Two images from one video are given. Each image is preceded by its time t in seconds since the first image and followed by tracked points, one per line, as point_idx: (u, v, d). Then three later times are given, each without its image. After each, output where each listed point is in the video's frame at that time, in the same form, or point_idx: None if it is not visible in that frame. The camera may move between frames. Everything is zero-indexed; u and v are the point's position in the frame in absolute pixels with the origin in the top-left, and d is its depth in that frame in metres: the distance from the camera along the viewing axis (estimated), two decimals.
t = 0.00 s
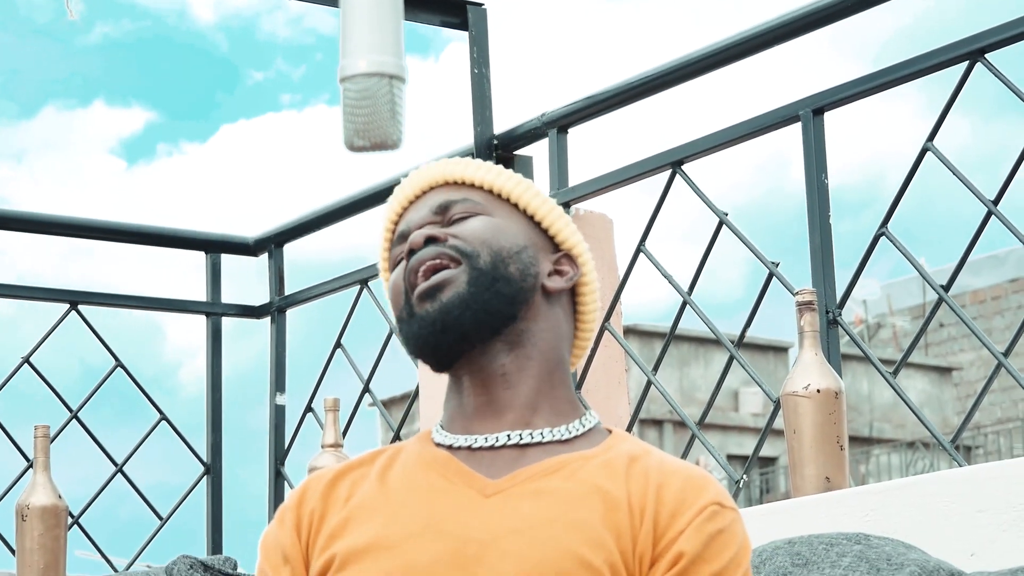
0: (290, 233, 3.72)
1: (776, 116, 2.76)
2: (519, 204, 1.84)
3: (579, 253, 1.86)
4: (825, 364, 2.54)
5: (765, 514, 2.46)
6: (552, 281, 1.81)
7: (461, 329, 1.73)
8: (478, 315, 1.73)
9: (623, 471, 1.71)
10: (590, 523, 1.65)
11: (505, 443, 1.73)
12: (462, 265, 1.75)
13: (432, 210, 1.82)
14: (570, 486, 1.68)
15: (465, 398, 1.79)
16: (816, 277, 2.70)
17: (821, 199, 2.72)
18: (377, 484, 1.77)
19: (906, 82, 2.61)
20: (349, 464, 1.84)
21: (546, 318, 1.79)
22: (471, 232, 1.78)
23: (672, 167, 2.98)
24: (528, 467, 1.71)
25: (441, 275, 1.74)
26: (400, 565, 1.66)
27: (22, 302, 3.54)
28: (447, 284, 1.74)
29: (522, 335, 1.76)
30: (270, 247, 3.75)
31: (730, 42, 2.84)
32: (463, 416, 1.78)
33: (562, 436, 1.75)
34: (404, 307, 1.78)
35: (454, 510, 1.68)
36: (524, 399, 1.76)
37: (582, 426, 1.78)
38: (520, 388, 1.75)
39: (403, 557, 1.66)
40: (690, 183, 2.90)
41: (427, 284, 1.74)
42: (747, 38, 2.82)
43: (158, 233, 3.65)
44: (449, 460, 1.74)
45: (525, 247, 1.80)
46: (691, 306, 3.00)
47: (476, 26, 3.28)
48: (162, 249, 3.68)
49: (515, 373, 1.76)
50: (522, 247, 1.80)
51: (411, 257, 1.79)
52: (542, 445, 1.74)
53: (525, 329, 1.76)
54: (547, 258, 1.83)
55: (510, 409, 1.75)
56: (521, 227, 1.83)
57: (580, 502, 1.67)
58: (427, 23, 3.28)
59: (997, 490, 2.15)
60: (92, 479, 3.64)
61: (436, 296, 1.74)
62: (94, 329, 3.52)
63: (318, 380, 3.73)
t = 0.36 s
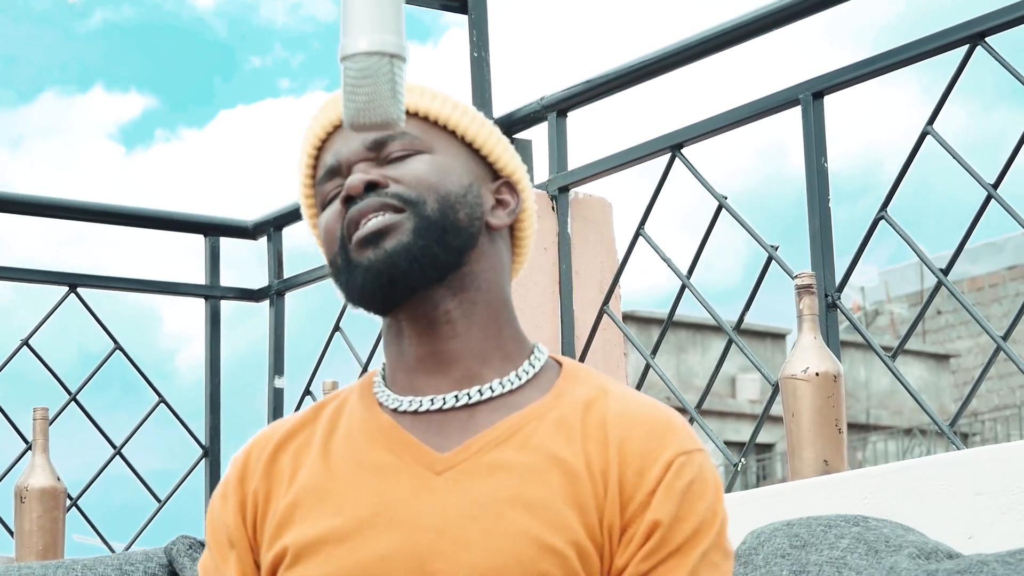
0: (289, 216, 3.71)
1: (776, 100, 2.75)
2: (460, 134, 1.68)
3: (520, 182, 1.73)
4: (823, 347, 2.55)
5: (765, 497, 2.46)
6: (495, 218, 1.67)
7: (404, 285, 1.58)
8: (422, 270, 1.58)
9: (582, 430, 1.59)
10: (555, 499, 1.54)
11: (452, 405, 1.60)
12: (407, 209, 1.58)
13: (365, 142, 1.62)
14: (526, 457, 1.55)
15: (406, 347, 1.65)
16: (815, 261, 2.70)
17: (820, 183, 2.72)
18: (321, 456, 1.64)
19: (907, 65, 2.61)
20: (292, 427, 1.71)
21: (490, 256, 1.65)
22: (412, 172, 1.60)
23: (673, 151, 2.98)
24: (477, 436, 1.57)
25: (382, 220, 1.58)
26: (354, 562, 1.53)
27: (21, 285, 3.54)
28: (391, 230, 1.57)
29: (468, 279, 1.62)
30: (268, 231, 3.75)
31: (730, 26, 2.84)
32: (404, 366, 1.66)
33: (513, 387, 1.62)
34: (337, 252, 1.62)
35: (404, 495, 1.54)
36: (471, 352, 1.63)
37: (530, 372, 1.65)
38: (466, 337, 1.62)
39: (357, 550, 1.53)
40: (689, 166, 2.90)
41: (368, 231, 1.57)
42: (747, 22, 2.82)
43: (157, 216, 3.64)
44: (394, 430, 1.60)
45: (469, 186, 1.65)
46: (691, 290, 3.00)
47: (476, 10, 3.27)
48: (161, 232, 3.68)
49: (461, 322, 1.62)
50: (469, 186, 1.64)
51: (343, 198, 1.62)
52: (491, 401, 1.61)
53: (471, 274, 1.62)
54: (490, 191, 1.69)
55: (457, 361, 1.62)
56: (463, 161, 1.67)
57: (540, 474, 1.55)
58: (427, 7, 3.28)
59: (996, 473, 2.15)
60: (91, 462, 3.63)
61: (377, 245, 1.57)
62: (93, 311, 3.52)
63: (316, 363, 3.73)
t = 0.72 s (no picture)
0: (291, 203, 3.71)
1: (778, 84, 2.75)
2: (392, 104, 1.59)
3: (454, 150, 1.67)
4: (826, 332, 2.55)
5: (769, 481, 2.47)
6: (439, 196, 1.59)
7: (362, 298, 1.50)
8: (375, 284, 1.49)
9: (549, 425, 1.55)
10: (534, 504, 1.50)
11: (416, 411, 1.55)
12: (358, 213, 1.49)
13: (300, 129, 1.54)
14: (497, 466, 1.51)
15: (354, 342, 1.58)
16: (818, 246, 2.70)
17: (823, 168, 2.71)
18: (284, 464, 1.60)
19: (909, 50, 2.61)
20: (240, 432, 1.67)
21: (437, 238, 1.57)
22: (356, 166, 1.51)
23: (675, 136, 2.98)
24: (444, 447, 1.52)
25: (332, 237, 1.49)
26: None
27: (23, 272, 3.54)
28: (345, 239, 1.49)
29: (422, 276, 1.54)
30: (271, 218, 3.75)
31: (732, 11, 2.83)
32: (355, 362, 1.60)
33: (474, 374, 1.57)
34: (285, 257, 1.53)
35: (378, 514, 1.50)
36: (426, 348, 1.56)
37: (488, 352, 1.60)
38: (423, 333, 1.55)
39: None
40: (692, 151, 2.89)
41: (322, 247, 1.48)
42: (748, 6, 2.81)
43: (159, 202, 3.64)
44: (357, 440, 1.56)
45: (413, 169, 1.56)
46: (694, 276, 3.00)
47: None
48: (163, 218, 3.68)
49: (417, 319, 1.55)
50: (410, 168, 1.55)
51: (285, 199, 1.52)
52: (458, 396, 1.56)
53: (425, 265, 1.54)
54: (428, 163, 1.61)
55: (414, 362, 1.56)
56: (400, 133, 1.58)
57: (515, 483, 1.50)
58: None
59: (1000, 457, 2.15)
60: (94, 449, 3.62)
61: (335, 261, 1.49)
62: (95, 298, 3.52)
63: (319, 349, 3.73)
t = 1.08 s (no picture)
0: (297, 195, 3.71)
1: (785, 75, 2.75)
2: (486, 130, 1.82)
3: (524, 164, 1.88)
4: (833, 323, 2.54)
5: (777, 473, 2.46)
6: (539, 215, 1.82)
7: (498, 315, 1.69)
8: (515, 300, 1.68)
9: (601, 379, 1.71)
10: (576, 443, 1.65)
11: (497, 385, 1.72)
12: (497, 237, 1.69)
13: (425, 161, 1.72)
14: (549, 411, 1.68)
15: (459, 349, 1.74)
16: (825, 236, 2.70)
17: (830, 158, 2.71)
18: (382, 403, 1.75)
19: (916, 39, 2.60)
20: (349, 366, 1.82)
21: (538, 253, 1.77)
22: (484, 192, 1.70)
23: (681, 127, 2.97)
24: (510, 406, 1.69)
25: (475, 259, 1.68)
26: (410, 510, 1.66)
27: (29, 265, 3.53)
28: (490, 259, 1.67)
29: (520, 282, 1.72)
30: (277, 210, 3.75)
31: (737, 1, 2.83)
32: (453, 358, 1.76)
33: (549, 360, 1.73)
34: (427, 279, 1.70)
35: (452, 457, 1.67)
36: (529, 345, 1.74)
37: (563, 337, 1.76)
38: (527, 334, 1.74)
39: (406, 498, 1.67)
40: (698, 141, 2.89)
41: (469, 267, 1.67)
42: None
43: (165, 195, 3.64)
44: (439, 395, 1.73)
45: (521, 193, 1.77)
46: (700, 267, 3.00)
47: None
48: (170, 211, 3.68)
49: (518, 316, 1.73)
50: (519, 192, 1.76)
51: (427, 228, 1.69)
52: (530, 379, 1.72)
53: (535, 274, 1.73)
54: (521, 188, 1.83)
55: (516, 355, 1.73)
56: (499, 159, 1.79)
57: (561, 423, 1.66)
58: None
59: (1008, 447, 2.14)
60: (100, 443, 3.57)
61: (478, 279, 1.67)
62: (102, 290, 3.52)
63: (326, 341, 3.72)
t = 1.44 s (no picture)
0: (299, 182, 3.71)
1: (787, 61, 2.75)
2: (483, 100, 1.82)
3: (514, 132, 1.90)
4: (834, 309, 2.54)
5: (777, 459, 2.47)
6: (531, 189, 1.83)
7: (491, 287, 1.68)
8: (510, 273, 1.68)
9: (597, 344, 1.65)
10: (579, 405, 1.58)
11: (487, 347, 1.68)
12: (494, 210, 1.68)
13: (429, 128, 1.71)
14: (552, 375, 1.61)
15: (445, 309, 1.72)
16: (826, 224, 2.70)
17: (831, 144, 2.71)
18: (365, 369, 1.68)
19: (918, 26, 2.60)
20: (329, 338, 1.74)
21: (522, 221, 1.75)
22: (484, 162, 1.70)
23: (683, 114, 2.97)
24: (506, 368, 1.63)
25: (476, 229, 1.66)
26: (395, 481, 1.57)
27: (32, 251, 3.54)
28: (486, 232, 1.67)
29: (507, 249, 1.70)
30: (279, 197, 3.76)
31: None
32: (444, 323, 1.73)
33: (540, 324, 1.70)
34: (421, 247, 1.69)
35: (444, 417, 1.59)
36: (515, 308, 1.72)
37: (550, 307, 1.72)
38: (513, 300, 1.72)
39: (400, 464, 1.58)
40: (699, 128, 2.89)
41: (468, 239, 1.65)
42: None
43: (167, 181, 3.65)
44: (431, 363, 1.67)
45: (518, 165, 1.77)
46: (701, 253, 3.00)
47: None
48: (171, 197, 3.68)
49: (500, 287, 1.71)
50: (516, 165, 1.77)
51: (425, 197, 1.68)
52: (523, 342, 1.68)
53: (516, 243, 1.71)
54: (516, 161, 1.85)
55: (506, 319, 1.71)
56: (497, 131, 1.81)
57: (565, 388, 1.60)
58: None
59: (1007, 432, 2.14)
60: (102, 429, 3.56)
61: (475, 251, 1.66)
62: (103, 276, 3.52)
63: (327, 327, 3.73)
